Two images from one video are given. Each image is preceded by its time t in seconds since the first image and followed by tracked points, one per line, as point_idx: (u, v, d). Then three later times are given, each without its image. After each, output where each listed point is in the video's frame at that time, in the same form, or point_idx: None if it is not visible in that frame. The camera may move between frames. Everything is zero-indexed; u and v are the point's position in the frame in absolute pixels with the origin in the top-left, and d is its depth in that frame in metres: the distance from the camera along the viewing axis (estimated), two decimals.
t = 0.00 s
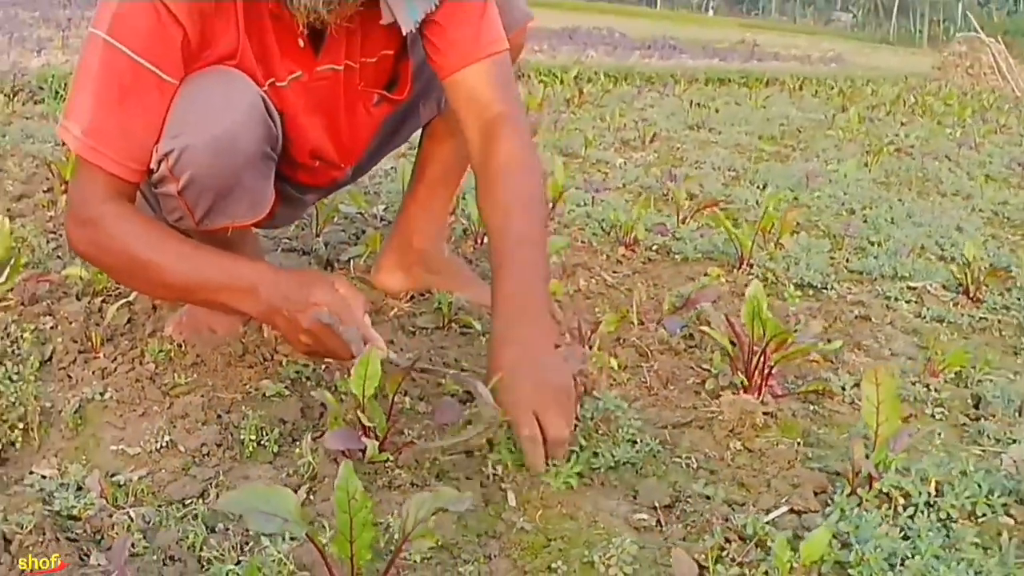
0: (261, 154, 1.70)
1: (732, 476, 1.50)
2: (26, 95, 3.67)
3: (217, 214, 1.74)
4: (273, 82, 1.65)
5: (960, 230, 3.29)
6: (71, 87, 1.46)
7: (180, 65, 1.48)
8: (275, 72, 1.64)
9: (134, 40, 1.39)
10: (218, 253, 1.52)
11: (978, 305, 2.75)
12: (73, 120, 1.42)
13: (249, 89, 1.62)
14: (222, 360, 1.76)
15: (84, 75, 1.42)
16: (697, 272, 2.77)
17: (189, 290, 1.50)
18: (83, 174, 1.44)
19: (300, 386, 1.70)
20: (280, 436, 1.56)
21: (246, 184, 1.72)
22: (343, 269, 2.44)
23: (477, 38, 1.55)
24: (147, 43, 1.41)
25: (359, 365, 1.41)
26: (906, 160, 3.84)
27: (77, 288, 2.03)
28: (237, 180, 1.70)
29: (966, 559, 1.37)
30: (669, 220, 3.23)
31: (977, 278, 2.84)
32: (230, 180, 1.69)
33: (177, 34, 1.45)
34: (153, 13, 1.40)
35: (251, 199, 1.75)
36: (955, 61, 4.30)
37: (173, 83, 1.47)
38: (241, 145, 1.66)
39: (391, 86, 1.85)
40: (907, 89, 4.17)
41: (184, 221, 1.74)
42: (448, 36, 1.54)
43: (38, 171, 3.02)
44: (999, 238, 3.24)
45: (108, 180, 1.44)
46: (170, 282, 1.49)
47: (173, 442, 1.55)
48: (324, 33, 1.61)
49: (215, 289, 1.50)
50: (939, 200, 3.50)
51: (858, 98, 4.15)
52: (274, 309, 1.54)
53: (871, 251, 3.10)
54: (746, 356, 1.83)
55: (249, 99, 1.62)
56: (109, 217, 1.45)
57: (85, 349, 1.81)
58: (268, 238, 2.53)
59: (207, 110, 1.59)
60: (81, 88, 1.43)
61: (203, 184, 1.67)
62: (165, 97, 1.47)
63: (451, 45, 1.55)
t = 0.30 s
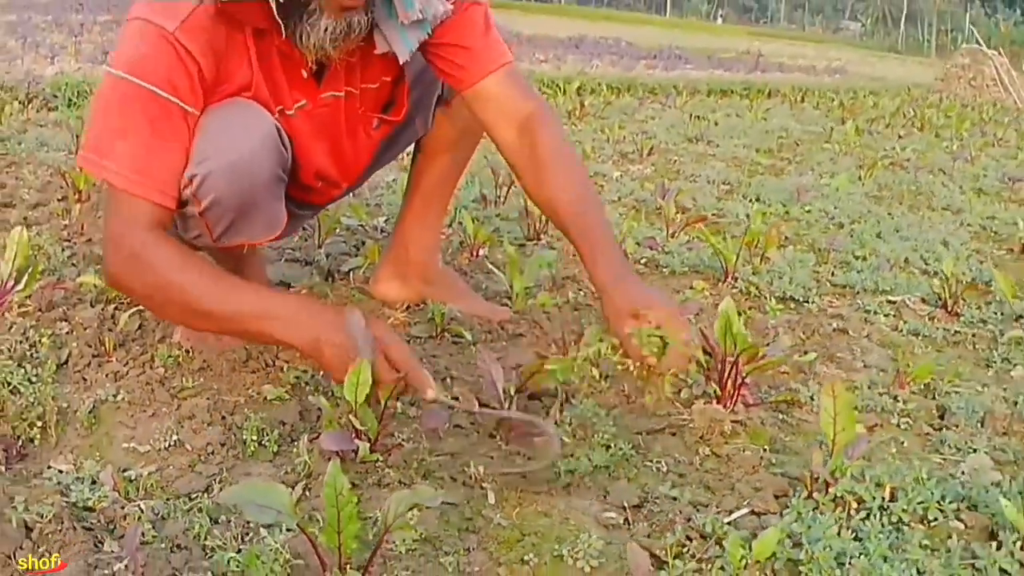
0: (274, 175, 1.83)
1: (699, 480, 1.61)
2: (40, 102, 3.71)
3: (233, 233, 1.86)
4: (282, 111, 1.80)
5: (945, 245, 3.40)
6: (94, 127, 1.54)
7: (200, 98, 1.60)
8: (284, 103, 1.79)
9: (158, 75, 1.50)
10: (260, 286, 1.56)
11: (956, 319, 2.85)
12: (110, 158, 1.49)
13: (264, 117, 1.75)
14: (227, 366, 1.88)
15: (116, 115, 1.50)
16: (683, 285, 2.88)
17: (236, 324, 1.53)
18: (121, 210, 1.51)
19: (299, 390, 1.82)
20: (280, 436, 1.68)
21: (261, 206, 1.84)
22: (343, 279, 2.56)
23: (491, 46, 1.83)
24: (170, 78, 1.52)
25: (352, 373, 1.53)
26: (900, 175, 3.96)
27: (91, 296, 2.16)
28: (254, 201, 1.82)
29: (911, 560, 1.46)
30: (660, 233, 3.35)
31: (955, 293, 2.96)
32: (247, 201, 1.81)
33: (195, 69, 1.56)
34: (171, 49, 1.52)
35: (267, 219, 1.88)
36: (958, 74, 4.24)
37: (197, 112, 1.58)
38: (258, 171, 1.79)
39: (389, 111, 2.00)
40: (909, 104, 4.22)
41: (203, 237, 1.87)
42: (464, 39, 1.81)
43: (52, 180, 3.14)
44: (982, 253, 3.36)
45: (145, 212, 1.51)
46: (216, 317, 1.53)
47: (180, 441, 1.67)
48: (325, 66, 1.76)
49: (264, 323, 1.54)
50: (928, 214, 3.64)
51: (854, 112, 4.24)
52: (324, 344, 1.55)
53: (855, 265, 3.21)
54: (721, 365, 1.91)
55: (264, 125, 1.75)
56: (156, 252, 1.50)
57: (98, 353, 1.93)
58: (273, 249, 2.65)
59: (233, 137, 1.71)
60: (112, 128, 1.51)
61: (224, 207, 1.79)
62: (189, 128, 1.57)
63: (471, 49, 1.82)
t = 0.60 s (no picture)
0: (296, 196, 1.96)
1: (665, 480, 1.72)
2: (47, 110, 3.89)
3: (258, 252, 1.99)
4: (300, 131, 1.93)
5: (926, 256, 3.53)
6: (134, 162, 1.63)
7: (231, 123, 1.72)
8: (302, 124, 1.92)
9: (198, 102, 1.63)
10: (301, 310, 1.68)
11: (930, 328, 2.97)
12: (155, 184, 1.59)
13: (289, 139, 1.88)
14: (227, 370, 2.00)
15: (159, 145, 1.61)
16: (667, 295, 3.01)
17: (278, 343, 1.64)
18: (163, 236, 1.61)
19: (294, 394, 1.94)
20: (276, 437, 1.80)
21: (286, 224, 1.97)
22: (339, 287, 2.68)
23: (482, 76, 2.03)
24: (208, 104, 1.64)
25: (344, 377, 1.65)
26: (892, 185, 4.35)
27: (98, 304, 2.28)
28: (280, 220, 1.95)
29: (857, 555, 1.55)
30: (647, 243, 3.47)
31: (931, 304, 3.07)
32: (273, 221, 1.94)
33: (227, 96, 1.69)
34: (208, 77, 1.65)
35: (289, 237, 2.01)
36: (955, 82, 4.79)
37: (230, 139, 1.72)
38: (285, 191, 1.92)
39: (387, 124, 2.16)
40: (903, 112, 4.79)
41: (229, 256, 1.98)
42: (462, 69, 2.00)
43: (60, 190, 3.26)
44: (962, 266, 3.57)
45: (185, 234, 1.61)
46: (260, 336, 1.63)
47: (183, 441, 1.79)
48: (339, 89, 1.91)
49: (301, 338, 1.64)
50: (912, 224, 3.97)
51: (851, 119, 4.80)
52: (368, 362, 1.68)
53: (835, 275, 3.35)
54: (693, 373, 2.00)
55: (290, 148, 1.89)
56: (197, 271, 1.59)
57: (107, 358, 2.05)
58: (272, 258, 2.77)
59: (265, 158, 1.84)
60: (154, 155, 1.61)
61: (253, 224, 1.91)
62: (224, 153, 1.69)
63: (466, 78, 2.01)
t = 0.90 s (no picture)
0: (292, 213, 2.05)
1: (642, 478, 1.81)
2: (48, 120, 4.13)
3: (254, 263, 2.07)
4: (303, 148, 2.02)
5: (906, 264, 3.65)
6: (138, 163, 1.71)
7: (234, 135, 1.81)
8: (305, 142, 2.01)
9: (204, 113, 1.71)
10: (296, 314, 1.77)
11: (910, 330, 3.06)
12: (150, 185, 1.68)
13: (287, 159, 1.97)
14: (225, 373, 2.09)
15: (165, 152, 1.69)
16: (651, 299, 3.10)
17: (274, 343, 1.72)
18: (152, 231, 1.70)
19: (289, 396, 2.03)
20: (272, 436, 1.89)
21: (281, 237, 2.06)
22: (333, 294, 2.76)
23: (470, 113, 2.16)
24: (213, 116, 1.72)
25: (337, 381, 1.73)
26: (879, 191, 4.83)
27: (101, 311, 2.37)
28: (275, 235, 2.04)
29: (822, 548, 1.59)
30: (633, 249, 3.58)
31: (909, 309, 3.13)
32: (269, 236, 2.03)
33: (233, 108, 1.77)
34: (216, 90, 1.73)
35: (283, 251, 2.09)
36: (953, 84, 5.88)
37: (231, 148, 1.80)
38: (280, 208, 2.00)
39: (383, 145, 2.26)
40: (892, 119, 5.62)
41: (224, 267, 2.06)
42: (452, 105, 2.12)
43: (62, 198, 3.36)
44: (942, 270, 3.71)
45: (171, 231, 1.71)
46: (255, 336, 1.72)
47: (183, 440, 1.88)
48: (344, 110, 2.00)
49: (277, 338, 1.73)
50: (896, 230, 4.20)
51: (842, 125, 5.62)
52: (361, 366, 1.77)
53: (817, 280, 3.46)
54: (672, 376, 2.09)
55: (288, 167, 1.97)
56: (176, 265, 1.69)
57: (110, 362, 2.15)
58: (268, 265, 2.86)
59: (261, 176, 1.92)
60: (154, 160, 1.69)
61: (250, 239, 2.00)
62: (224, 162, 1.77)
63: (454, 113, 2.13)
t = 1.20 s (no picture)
0: (292, 223, 2.14)
1: (624, 476, 1.89)
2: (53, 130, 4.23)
3: (257, 272, 2.15)
4: (305, 157, 2.10)
5: (893, 268, 3.74)
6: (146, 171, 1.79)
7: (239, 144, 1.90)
8: (306, 151, 2.09)
9: (211, 123, 1.80)
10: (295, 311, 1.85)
11: (896, 333, 3.07)
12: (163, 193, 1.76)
13: (288, 170, 2.06)
14: (226, 377, 2.18)
15: (173, 161, 1.77)
16: (640, 305, 3.18)
17: (273, 340, 1.80)
18: (163, 237, 1.78)
19: (287, 398, 2.11)
20: (270, 437, 1.97)
21: (282, 245, 2.14)
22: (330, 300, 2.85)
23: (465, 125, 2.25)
24: (220, 126, 1.81)
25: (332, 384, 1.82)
26: (870, 195, 4.94)
27: (106, 317, 2.46)
28: (277, 244, 2.13)
29: (793, 541, 1.65)
30: (625, 254, 3.66)
31: (893, 312, 3.15)
32: (271, 245, 2.11)
33: (239, 119, 1.86)
34: (223, 102, 1.82)
35: (284, 260, 2.18)
36: (951, 86, 7.43)
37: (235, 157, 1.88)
38: (281, 216, 2.08)
39: (382, 156, 2.34)
40: (889, 124, 6.62)
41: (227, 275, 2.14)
42: (449, 118, 2.21)
43: (66, 205, 3.45)
44: (930, 273, 3.79)
45: (185, 237, 1.79)
46: (256, 334, 1.80)
47: (186, 440, 1.96)
48: (344, 120, 2.08)
49: (292, 334, 1.81)
50: (886, 235, 4.28)
51: (843, 127, 6.59)
52: (355, 358, 1.85)
53: (804, 284, 3.55)
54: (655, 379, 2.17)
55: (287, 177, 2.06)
56: (191, 269, 1.78)
57: (115, 366, 2.23)
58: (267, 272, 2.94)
59: (261, 186, 2.01)
60: (166, 169, 1.77)
61: (252, 249, 2.08)
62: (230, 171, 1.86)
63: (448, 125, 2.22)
